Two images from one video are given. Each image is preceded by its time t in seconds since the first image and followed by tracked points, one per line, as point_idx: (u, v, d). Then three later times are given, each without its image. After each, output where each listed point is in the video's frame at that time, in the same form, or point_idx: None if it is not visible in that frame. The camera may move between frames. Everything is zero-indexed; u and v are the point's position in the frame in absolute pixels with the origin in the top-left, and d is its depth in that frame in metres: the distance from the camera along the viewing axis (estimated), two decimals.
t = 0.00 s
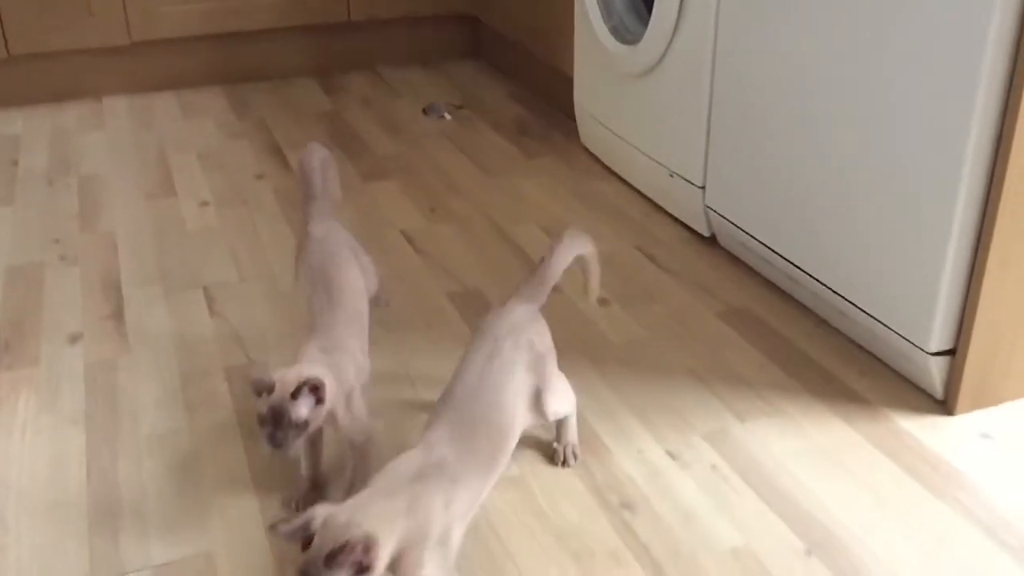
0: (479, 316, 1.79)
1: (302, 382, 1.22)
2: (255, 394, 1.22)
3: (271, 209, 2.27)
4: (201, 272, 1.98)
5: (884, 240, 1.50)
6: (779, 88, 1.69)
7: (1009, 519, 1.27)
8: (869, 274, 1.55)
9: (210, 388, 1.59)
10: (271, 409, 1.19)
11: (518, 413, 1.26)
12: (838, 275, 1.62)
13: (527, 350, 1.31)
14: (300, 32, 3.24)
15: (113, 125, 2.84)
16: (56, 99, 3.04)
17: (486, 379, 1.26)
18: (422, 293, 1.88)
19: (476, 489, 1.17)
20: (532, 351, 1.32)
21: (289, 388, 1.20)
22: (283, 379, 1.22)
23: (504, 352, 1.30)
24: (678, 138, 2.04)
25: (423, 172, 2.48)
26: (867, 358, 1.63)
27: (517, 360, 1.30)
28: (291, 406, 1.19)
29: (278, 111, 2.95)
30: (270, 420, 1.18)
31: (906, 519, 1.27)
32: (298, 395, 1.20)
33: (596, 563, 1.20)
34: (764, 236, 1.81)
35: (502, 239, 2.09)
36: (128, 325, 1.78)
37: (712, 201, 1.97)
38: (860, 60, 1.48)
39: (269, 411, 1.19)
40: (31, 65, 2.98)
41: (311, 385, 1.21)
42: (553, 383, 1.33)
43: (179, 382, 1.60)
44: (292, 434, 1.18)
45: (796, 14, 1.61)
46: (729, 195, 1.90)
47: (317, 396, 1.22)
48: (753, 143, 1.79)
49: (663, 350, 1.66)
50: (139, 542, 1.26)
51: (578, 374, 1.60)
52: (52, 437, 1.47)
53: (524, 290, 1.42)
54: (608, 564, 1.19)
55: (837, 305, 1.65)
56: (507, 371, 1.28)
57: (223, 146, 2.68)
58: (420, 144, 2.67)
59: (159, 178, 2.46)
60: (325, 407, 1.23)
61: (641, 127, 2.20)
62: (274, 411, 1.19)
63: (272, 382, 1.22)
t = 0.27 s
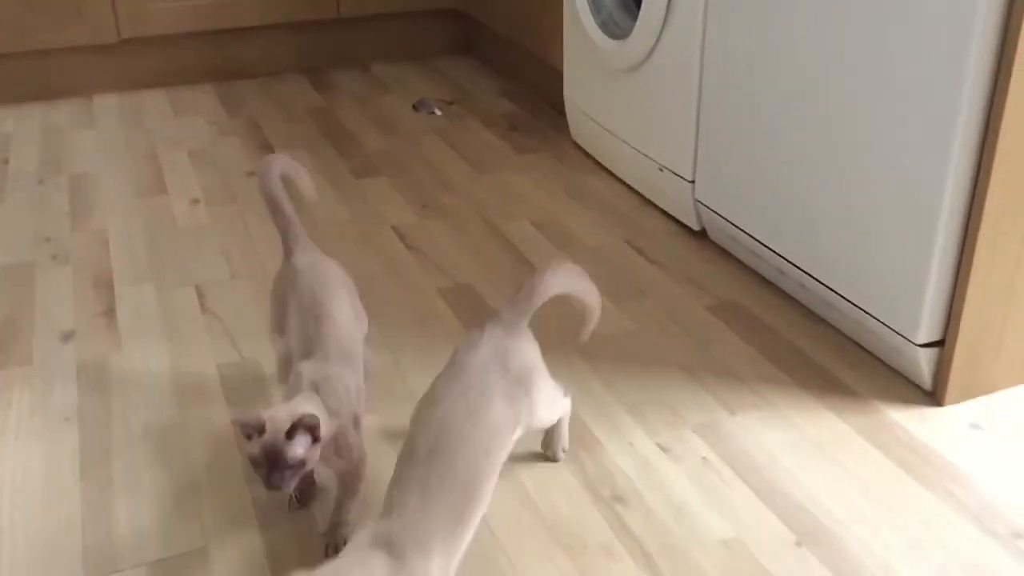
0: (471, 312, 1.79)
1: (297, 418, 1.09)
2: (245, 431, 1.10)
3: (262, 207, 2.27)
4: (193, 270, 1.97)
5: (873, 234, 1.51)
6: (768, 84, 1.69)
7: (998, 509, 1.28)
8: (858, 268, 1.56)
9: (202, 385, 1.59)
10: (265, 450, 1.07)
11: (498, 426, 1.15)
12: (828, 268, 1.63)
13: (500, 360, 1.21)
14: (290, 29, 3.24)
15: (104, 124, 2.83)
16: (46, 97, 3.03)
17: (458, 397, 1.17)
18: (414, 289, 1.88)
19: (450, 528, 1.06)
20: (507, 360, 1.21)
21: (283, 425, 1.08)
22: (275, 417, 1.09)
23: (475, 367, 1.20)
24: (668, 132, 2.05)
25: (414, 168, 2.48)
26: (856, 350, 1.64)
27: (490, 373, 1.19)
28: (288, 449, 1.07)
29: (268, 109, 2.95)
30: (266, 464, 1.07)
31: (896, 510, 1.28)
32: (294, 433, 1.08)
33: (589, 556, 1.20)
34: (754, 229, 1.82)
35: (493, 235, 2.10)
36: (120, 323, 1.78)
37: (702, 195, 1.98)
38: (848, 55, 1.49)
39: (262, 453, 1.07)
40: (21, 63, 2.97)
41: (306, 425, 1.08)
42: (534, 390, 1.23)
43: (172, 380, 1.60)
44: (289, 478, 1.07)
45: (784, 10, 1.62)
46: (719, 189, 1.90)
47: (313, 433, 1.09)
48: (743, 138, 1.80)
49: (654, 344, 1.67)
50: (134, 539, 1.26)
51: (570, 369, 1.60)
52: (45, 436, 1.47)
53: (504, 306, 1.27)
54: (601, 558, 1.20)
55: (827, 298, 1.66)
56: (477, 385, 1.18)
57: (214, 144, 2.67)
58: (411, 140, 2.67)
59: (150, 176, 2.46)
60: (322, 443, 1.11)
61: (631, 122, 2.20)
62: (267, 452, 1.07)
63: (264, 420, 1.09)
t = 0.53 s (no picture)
0: (463, 302, 1.80)
1: (296, 402, 1.09)
2: (241, 419, 1.08)
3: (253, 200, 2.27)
4: (184, 265, 1.97)
5: (861, 221, 1.52)
6: (756, 73, 1.70)
7: (988, 489, 1.29)
8: (847, 255, 1.57)
9: (196, 378, 1.59)
10: (267, 436, 1.06)
11: (445, 475, 1.09)
12: (818, 255, 1.64)
13: (468, 397, 1.15)
14: (278, 22, 3.23)
15: (92, 119, 2.82)
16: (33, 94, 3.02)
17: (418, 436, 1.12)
18: (406, 280, 1.89)
19: None
20: (475, 395, 1.15)
21: (284, 409, 1.08)
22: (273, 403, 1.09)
23: (439, 404, 1.14)
24: (658, 120, 2.05)
25: (404, 160, 2.48)
26: (847, 334, 1.65)
27: (454, 412, 1.13)
28: (294, 432, 1.07)
29: (257, 102, 2.94)
30: (270, 450, 1.06)
31: (888, 491, 1.29)
32: (295, 417, 1.09)
33: (584, 542, 1.21)
34: (744, 216, 1.82)
35: (484, 225, 2.10)
36: (112, 319, 1.78)
37: (692, 182, 1.98)
38: (835, 44, 1.50)
39: (264, 439, 1.06)
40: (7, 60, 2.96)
41: (308, 408, 1.09)
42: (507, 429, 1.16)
43: (165, 374, 1.61)
44: (294, 463, 1.07)
45: None
46: (709, 176, 1.91)
47: (314, 415, 1.11)
48: (732, 126, 1.80)
49: (645, 331, 1.67)
50: (131, 532, 1.27)
51: (562, 357, 1.61)
52: (40, 431, 1.48)
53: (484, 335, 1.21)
54: (596, 542, 1.21)
55: (817, 283, 1.67)
56: (441, 424, 1.12)
57: (203, 138, 2.67)
58: (401, 132, 2.67)
59: (139, 171, 2.45)
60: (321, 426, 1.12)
61: (621, 111, 2.21)
62: (269, 439, 1.06)
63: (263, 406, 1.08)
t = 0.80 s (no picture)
0: (457, 272, 1.80)
1: (306, 357, 1.03)
2: (247, 377, 1.02)
3: (245, 174, 2.26)
4: (177, 239, 1.97)
5: (854, 187, 1.52)
6: (747, 40, 1.70)
7: (981, 451, 1.30)
8: (840, 221, 1.57)
9: (191, 351, 1.60)
10: (276, 395, 1.00)
11: (417, 533, 0.92)
12: (811, 222, 1.64)
13: (444, 439, 0.95)
14: None
15: (80, 95, 2.81)
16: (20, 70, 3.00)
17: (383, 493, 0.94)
18: (399, 252, 1.89)
19: None
20: (451, 439, 0.95)
21: (293, 366, 1.02)
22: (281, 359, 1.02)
23: (408, 451, 0.95)
24: (650, 89, 2.05)
25: (395, 132, 2.47)
26: (840, 300, 1.66)
27: (427, 458, 0.94)
28: (304, 391, 1.01)
29: (246, 76, 2.93)
30: (280, 411, 1.00)
31: (882, 454, 1.30)
32: (305, 374, 1.02)
33: (581, 507, 1.22)
34: (737, 184, 1.82)
35: (477, 196, 2.10)
36: (106, 293, 1.78)
37: (685, 151, 1.98)
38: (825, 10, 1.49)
39: (273, 399, 1.01)
40: None
41: (319, 365, 1.02)
42: (489, 482, 0.95)
43: (161, 347, 1.61)
44: (307, 422, 1.02)
45: None
46: (702, 145, 1.91)
47: (326, 369, 1.03)
48: (723, 95, 1.80)
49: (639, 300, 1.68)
50: (129, 503, 1.27)
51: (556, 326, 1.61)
52: (36, 405, 1.48)
53: (469, 364, 1.00)
54: (594, 508, 1.22)
55: (810, 249, 1.68)
56: (409, 473, 0.94)
57: (192, 112, 2.66)
58: (392, 104, 2.66)
59: (129, 146, 2.44)
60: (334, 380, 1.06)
61: (612, 80, 2.20)
62: (279, 398, 1.00)
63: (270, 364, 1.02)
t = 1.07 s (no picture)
0: (456, 237, 1.80)
1: (327, 317, 0.96)
2: (267, 344, 0.96)
3: (242, 141, 2.25)
4: (175, 205, 1.97)
5: (853, 150, 1.52)
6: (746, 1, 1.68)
7: (977, 411, 1.31)
8: (838, 184, 1.57)
9: (191, 317, 1.60)
10: (301, 363, 0.95)
11: (410, 540, 0.81)
12: (809, 185, 1.64)
13: (445, 452, 0.85)
14: None
15: (75, 62, 2.79)
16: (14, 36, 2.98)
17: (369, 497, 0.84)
18: (398, 218, 1.88)
19: None
20: (450, 449, 0.85)
21: (316, 328, 0.96)
22: (302, 321, 0.96)
23: (403, 459, 0.85)
24: (649, 52, 2.04)
25: (393, 97, 2.46)
26: (838, 263, 1.66)
27: (422, 469, 0.84)
28: (330, 356, 0.95)
29: (242, 41, 2.91)
30: (307, 378, 0.95)
31: (879, 416, 1.31)
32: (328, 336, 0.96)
33: (581, 469, 1.23)
34: (735, 147, 1.82)
35: (476, 162, 2.09)
36: (105, 260, 1.78)
37: (684, 115, 1.97)
38: None
39: (298, 366, 0.95)
40: None
41: (343, 325, 0.96)
42: (487, 501, 0.84)
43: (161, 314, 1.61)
44: (336, 387, 0.97)
45: None
46: (701, 108, 1.90)
47: (351, 328, 0.97)
48: (722, 56, 1.79)
49: (639, 263, 1.68)
50: (131, 466, 1.28)
51: (555, 290, 1.62)
52: (37, 371, 1.48)
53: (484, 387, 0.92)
54: (593, 469, 1.23)
55: (809, 212, 1.68)
56: (400, 480, 0.83)
57: (189, 79, 2.64)
58: (389, 69, 2.65)
59: (125, 113, 2.43)
60: (361, 335, 1.00)
61: (611, 44, 2.19)
62: (304, 364, 0.95)
63: (290, 327, 0.96)
